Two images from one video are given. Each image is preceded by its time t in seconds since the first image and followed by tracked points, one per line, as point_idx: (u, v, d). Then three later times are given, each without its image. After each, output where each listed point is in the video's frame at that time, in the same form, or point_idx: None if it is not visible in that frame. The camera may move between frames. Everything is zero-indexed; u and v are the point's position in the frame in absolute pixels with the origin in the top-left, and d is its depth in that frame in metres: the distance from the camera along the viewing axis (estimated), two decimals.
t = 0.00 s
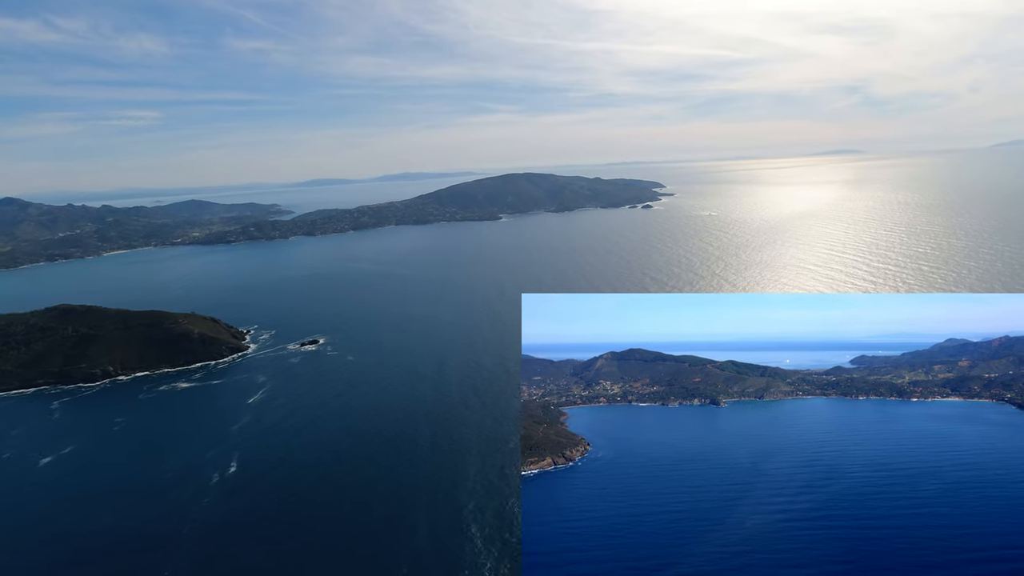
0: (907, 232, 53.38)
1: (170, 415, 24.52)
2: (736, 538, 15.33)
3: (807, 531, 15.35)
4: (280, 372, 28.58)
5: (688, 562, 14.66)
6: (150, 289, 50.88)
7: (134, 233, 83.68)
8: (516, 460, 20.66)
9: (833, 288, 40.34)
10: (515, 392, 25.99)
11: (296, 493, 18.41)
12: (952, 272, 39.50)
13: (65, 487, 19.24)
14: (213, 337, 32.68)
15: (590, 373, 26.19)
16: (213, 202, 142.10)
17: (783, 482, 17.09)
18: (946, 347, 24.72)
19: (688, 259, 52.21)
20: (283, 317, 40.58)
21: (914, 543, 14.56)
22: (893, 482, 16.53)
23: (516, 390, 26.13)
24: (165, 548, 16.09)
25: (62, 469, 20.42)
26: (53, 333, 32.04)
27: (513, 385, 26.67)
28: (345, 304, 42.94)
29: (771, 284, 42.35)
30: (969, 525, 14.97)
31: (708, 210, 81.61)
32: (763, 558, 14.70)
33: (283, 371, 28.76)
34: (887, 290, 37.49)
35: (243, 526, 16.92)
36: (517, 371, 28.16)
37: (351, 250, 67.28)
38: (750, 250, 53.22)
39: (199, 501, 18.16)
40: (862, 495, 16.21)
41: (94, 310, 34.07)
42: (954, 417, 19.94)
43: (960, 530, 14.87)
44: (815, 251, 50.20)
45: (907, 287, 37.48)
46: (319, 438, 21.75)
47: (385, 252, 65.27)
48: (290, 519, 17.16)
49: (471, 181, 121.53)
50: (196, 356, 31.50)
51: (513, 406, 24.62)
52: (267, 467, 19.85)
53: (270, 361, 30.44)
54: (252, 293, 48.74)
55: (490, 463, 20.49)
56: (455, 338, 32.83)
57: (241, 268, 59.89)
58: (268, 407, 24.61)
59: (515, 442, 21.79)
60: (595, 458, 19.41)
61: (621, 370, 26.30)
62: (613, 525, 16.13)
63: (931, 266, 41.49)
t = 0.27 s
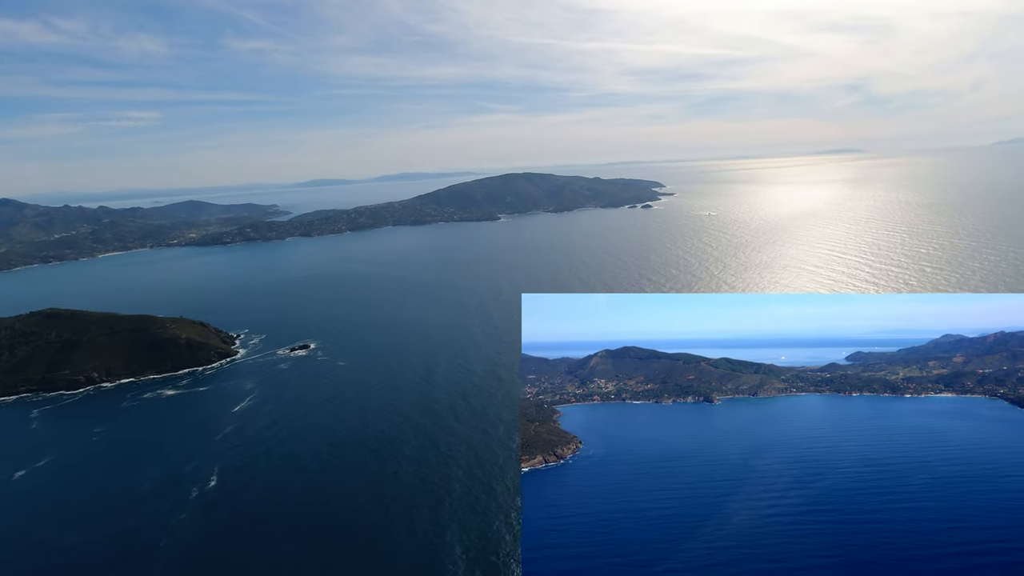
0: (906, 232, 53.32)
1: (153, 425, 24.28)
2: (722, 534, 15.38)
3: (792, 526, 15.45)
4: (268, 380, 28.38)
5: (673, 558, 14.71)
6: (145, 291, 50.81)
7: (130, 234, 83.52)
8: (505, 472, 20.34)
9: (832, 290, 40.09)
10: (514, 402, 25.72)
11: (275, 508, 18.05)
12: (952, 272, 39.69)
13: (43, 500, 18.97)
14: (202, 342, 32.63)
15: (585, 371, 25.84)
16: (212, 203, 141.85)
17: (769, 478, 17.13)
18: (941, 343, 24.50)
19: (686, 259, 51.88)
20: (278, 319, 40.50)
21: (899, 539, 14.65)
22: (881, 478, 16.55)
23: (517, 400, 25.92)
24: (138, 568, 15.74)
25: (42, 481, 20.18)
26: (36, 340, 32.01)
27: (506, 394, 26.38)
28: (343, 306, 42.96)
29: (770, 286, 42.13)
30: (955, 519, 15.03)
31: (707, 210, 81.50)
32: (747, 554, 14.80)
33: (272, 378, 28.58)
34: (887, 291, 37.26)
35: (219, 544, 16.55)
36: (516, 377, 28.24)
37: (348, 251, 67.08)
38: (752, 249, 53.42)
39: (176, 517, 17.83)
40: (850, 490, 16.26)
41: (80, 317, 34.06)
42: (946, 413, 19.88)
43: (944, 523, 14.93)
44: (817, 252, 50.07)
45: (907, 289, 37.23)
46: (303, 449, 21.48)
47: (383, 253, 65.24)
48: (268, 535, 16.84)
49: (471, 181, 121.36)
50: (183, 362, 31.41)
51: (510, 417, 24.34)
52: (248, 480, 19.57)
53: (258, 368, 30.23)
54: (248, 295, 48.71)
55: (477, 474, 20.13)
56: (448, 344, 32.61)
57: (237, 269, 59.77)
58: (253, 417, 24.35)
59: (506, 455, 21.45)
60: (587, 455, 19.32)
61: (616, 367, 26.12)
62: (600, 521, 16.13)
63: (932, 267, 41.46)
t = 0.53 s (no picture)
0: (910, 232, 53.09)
1: (139, 437, 24.12)
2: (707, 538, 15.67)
3: (775, 531, 15.79)
4: (258, 389, 28.22)
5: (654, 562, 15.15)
6: (143, 294, 50.92)
7: (130, 237, 83.71)
8: (496, 485, 20.05)
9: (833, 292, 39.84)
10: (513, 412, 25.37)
11: (257, 527, 17.80)
12: (953, 274, 39.62)
13: (24, 514, 18.81)
14: (192, 349, 32.67)
15: (577, 376, 25.42)
16: (212, 204, 141.95)
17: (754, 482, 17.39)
18: (934, 345, 23.72)
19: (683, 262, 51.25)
20: (274, 323, 40.57)
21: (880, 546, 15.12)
22: (866, 484, 16.81)
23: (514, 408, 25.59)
24: None
25: (24, 495, 20.01)
26: (24, 348, 32.09)
27: (501, 404, 26.12)
28: (341, 308, 43.04)
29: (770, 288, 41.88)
30: (935, 525, 15.43)
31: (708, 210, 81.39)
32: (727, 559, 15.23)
33: (263, 386, 28.45)
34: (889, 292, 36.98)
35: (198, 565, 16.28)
36: (514, 385, 27.97)
37: (347, 254, 67.10)
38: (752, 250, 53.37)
39: (156, 536, 17.58)
40: (833, 495, 16.57)
41: (70, 325, 34.18)
42: (935, 417, 19.94)
43: (923, 529, 15.38)
44: (820, 254, 49.77)
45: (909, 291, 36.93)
46: (290, 462, 21.28)
47: (383, 255, 65.29)
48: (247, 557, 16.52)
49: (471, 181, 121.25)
50: (173, 369, 31.46)
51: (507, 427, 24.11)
52: (231, 496, 19.35)
53: (250, 376, 30.15)
54: (246, 298, 48.78)
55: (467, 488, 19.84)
56: (444, 350, 32.44)
57: (236, 272, 59.87)
58: (242, 428, 24.17)
59: (498, 467, 21.16)
60: (577, 460, 19.20)
61: (609, 373, 25.72)
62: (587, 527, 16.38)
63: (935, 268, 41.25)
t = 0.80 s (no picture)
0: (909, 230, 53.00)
1: (114, 451, 23.40)
2: (691, 545, 15.31)
3: (760, 534, 15.38)
4: (243, 399, 27.55)
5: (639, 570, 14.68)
6: (133, 298, 50.32)
7: (122, 240, 83.10)
8: (486, 503, 19.36)
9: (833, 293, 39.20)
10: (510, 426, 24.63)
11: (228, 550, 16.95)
12: (954, 274, 39.06)
13: None
14: (176, 356, 32.31)
15: (570, 386, 24.89)
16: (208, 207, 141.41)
17: (742, 489, 17.02)
18: (929, 351, 23.48)
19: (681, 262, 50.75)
20: (264, 327, 40.00)
21: (867, 548, 14.66)
22: (854, 487, 16.50)
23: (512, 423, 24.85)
24: None
25: None
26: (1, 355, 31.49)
27: (494, 416, 25.47)
28: (334, 313, 42.46)
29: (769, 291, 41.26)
30: (924, 526, 15.02)
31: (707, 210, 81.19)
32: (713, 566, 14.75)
33: (248, 396, 27.80)
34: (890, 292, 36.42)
35: None
36: (515, 394, 27.48)
37: (341, 256, 66.58)
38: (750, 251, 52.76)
39: (123, 558, 16.77)
40: (819, 501, 16.23)
41: (49, 332, 33.62)
42: (926, 421, 19.70)
43: (912, 531, 14.97)
44: (820, 255, 49.02)
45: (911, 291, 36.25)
46: (271, 478, 20.60)
47: (379, 257, 64.77)
48: None
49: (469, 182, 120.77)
50: (157, 378, 31.17)
51: (504, 441, 23.45)
52: (204, 515, 18.56)
53: (235, 385, 29.53)
54: (238, 302, 48.19)
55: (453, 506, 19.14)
56: (436, 358, 31.86)
57: (228, 275, 59.31)
58: (223, 441, 23.49)
59: (488, 484, 20.47)
60: (565, 469, 18.94)
61: (601, 382, 25.22)
62: (570, 536, 16.30)
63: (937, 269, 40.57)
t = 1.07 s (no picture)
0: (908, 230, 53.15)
1: (99, 464, 23.46)
2: (677, 542, 15.69)
3: (747, 531, 15.71)
4: (232, 411, 27.48)
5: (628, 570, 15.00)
6: (130, 303, 50.42)
7: (119, 244, 83.22)
8: (477, 515, 19.15)
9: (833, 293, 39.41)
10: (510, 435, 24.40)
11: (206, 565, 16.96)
12: (953, 275, 38.92)
13: None
14: (162, 365, 32.41)
15: (565, 381, 25.23)
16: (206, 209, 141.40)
17: (733, 485, 17.29)
18: (925, 347, 23.92)
19: (684, 263, 50.82)
20: (261, 332, 40.09)
21: (850, 542, 15.01)
22: (843, 483, 16.78)
23: (513, 432, 24.61)
24: None
25: None
26: None
27: (489, 425, 25.31)
28: (333, 318, 42.52)
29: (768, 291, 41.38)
30: (908, 521, 15.37)
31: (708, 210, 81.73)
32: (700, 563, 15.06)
33: (238, 408, 27.76)
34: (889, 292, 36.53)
35: None
36: (515, 402, 27.33)
37: (338, 259, 66.69)
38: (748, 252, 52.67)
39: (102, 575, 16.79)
40: (808, 497, 16.45)
41: (34, 343, 33.83)
42: (917, 418, 19.97)
43: (896, 526, 15.31)
44: (820, 255, 48.74)
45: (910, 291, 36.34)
46: (257, 493, 20.48)
47: (380, 260, 64.91)
48: None
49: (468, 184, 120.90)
50: (143, 387, 31.16)
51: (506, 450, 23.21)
52: (185, 530, 18.56)
53: (223, 395, 29.52)
54: (234, 306, 48.24)
55: (443, 518, 18.93)
56: (430, 366, 31.79)
57: (225, 279, 59.50)
58: (210, 454, 23.39)
59: (481, 496, 20.25)
60: (556, 465, 19.65)
61: (596, 378, 25.44)
62: (560, 535, 16.74)
63: (938, 269, 40.36)
